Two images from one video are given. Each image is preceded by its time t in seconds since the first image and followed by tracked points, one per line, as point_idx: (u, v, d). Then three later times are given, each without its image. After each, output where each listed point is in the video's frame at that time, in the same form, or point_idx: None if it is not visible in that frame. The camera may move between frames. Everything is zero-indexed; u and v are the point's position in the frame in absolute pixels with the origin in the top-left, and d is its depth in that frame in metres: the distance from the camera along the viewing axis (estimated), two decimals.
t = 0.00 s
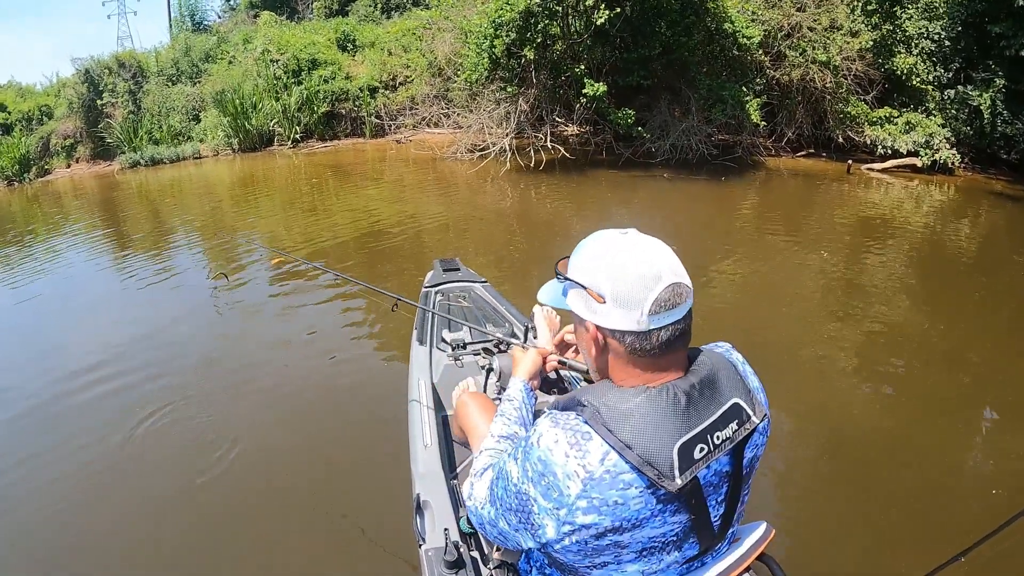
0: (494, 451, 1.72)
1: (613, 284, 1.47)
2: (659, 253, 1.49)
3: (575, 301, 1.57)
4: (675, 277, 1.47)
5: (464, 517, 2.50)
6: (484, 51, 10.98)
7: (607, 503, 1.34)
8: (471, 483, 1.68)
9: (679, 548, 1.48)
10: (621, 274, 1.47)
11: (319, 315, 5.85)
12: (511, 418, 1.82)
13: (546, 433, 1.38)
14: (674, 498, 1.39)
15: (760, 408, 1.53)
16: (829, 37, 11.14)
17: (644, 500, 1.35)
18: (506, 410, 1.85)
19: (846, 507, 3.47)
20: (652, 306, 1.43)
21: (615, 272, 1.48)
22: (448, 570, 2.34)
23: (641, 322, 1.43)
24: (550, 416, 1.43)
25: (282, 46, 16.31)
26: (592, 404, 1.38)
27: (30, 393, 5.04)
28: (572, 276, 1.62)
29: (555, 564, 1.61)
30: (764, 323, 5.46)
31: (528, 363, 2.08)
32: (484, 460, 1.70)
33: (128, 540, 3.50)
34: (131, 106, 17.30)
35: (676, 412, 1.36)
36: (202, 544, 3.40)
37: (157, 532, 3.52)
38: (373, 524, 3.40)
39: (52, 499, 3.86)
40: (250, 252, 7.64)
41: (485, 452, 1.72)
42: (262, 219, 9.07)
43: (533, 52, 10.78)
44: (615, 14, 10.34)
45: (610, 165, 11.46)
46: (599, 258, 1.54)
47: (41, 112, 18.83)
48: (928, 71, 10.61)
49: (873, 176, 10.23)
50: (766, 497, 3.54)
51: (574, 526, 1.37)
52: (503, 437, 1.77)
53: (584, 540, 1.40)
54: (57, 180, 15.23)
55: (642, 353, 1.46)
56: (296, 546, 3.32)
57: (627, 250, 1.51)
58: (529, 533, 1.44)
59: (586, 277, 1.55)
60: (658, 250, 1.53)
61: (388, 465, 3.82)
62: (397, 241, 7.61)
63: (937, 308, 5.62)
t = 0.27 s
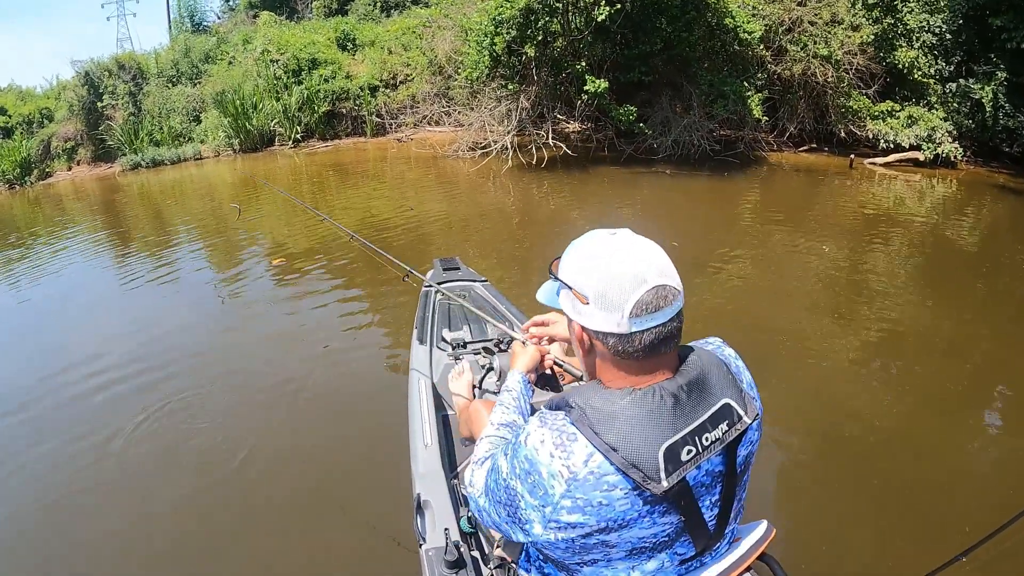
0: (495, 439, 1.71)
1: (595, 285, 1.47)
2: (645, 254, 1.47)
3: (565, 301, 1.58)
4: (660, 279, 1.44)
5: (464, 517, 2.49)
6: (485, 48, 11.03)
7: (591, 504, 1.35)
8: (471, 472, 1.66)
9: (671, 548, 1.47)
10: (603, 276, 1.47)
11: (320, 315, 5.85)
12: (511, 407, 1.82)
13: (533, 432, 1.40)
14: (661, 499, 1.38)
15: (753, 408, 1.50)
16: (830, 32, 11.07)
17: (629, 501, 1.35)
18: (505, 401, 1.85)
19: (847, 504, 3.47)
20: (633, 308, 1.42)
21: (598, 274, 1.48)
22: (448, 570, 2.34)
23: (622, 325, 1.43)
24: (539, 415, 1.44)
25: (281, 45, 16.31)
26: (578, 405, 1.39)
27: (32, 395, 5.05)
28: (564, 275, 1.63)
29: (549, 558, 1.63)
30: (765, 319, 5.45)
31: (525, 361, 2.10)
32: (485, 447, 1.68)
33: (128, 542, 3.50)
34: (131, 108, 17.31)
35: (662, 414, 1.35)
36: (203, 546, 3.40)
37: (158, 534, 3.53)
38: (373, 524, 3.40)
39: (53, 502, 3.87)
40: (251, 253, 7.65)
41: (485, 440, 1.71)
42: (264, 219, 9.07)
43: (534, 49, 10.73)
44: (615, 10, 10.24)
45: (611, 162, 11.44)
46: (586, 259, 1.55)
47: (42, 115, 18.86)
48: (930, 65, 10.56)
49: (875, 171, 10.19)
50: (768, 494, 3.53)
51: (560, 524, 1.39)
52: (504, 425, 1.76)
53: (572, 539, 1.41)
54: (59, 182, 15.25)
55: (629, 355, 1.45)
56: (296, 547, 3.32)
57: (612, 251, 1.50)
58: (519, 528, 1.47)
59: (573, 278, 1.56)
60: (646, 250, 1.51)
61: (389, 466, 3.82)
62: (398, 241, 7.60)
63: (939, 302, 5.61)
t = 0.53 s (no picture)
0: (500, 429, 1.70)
1: (592, 283, 1.47)
2: (641, 252, 1.47)
3: (562, 300, 1.58)
4: (656, 276, 1.44)
5: (464, 517, 2.49)
6: (486, 48, 11.01)
7: (588, 499, 1.35)
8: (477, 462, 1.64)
9: (670, 545, 1.47)
10: (600, 274, 1.46)
11: (320, 315, 5.85)
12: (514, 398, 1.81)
13: (532, 428, 1.40)
14: (660, 494, 1.38)
15: (751, 404, 1.50)
16: (831, 32, 11.06)
17: (627, 497, 1.35)
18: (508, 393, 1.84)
19: (848, 502, 3.46)
20: (630, 305, 1.42)
21: (594, 273, 1.48)
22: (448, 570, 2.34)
23: (620, 321, 1.43)
24: (538, 411, 1.44)
25: (281, 46, 16.32)
26: (577, 400, 1.39)
27: (32, 396, 5.04)
28: (561, 274, 1.63)
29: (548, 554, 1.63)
30: (765, 318, 5.45)
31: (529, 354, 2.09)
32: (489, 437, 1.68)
33: (128, 543, 3.49)
34: (131, 109, 17.30)
35: (660, 409, 1.34)
36: (202, 546, 3.39)
37: (157, 534, 3.52)
38: (373, 524, 3.40)
39: (53, 503, 3.86)
40: (250, 253, 7.64)
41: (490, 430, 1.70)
42: (263, 220, 9.07)
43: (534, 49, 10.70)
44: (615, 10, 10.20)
45: (612, 162, 11.44)
46: (582, 257, 1.54)
47: (42, 115, 18.85)
48: (929, 64, 10.56)
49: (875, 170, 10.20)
50: (768, 492, 3.53)
51: (558, 518, 1.39)
52: (508, 415, 1.75)
53: (570, 534, 1.41)
54: (58, 183, 15.24)
55: (625, 352, 1.45)
56: (296, 546, 3.31)
57: (608, 250, 1.50)
58: (518, 522, 1.47)
59: (570, 276, 1.56)
60: (641, 249, 1.51)
61: (389, 465, 3.82)
62: (399, 241, 7.60)
63: (939, 301, 5.60)
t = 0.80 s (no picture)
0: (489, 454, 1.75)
1: (596, 267, 1.50)
2: (644, 239, 1.51)
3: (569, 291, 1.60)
4: (658, 261, 1.47)
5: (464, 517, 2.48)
6: (485, 49, 11.00)
7: (611, 491, 1.34)
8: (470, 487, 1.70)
9: (682, 539, 1.47)
10: (603, 257, 1.50)
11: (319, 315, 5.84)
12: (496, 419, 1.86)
13: (547, 425, 1.38)
14: (678, 482, 1.38)
15: (753, 394, 1.53)
16: (830, 34, 11.11)
17: (647, 487, 1.35)
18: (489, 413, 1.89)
19: (848, 503, 3.47)
20: (631, 284, 1.44)
21: (598, 258, 1.51)
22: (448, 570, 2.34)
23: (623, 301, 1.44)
24: (550, 410, 1.43)
25: (280, 45, 16.31)
26: (593, 393, 1.38)
27: (30, 395, 5.03)
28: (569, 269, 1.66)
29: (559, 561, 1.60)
30: (765, 319, 5.46)
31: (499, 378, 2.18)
32: (480, 464, 1.73)
33: (128, 543, 3.48)
34: (129, 108, 17.27)
35: (677, 396, 1.36)
36: (203, 546, 3.39)
37: (157, 534, 3.52)
38: (374, 523, 3.39)
39: (52, 502, 3.85)
40: (249, 253, 7.63)
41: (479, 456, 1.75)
42: (262, 220, 9.05)
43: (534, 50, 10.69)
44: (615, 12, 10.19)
45: (612, 163, 11.44)
46: (587, 248, 1.58)
47: (39, 114, 18.81)
48: (927, 66, 10.59)
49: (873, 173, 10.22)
50: (769, 493, 3.53)
51: (579, 516, 1.37)
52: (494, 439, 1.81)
53: (589, 532, 1.40)
54: (56, 182, 15.20)
55: (631, 335, 1.46)
56: (296, 546, 3.31)
57: (612, 238, 1.54)
58: (536, 527, 1.44)
59: (576, 266, 1.59)
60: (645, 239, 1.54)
61: (390, 465, 3.81)
62: (398, 241, 7.59)
63: (939, 303, 5.61)
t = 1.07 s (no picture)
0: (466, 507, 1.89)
1: (597, 253, 1.51)
2: (643, 230, 1.52)
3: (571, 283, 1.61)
4: (657, 248, 1.48)
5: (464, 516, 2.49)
6: (484, 48, 11.00)
7: (628, 471, 1.34)
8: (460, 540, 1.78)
9: (691, 524, 1.47)
10: (603, 244, 1.51)
11: (318, 313, 5.84)
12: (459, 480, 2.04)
13: (556, 415, 1.38)
14: (689, 460, 1.39)
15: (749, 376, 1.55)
16: (829, 32, 11.13)
17: (662, 465, 1.35)
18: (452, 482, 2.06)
19: (849, 503, 3.47)
20: (630, 268, 1.45)
21: (599, 246, 1.52)
22: (449, 570, 2.35)
23: (622, 284, 1.45)
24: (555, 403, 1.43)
25: (277, 44, 16.42)
26: (601, 375, 1.39)
27: (28, 396, 5.01)
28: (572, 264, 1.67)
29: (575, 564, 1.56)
30: (764, 318, 5.46)
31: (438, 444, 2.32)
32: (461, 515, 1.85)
33: (127, 543, 3.47)
34: (126, 107, 17.24)
35: (682, 374, 1.37)
36: (202, 546, 3.38)
37: (158, 534, 3.51)
38: (374, 523, 3.39)
39: (51, 503, 3.84)
40: (247, 252, 7.62)
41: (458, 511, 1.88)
42: (260, 219, 9.04)
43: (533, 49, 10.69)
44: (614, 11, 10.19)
45: (611, 162, 11.47)
46: (589, 240, 1.59)
47: (36, 113, 18.77)
48: (925, 65, 10.59)
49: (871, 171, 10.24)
50: (769, 492, 3.53)
51: (599, 503, 1.36)
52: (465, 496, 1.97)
53: (609, 519, 1.38)
54: (53, 181, 15.17)
55: (631, 320, 1.45)
56: (296, 546, 3.30)
57: (612, 230, 1.55)
58: (555, 525, 1.41)
59: (578, 257, 1.59)
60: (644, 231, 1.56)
61: (390, 464, 3.81)
62: (397, 240, 7.58)
63: (937, 302, 5.62)
